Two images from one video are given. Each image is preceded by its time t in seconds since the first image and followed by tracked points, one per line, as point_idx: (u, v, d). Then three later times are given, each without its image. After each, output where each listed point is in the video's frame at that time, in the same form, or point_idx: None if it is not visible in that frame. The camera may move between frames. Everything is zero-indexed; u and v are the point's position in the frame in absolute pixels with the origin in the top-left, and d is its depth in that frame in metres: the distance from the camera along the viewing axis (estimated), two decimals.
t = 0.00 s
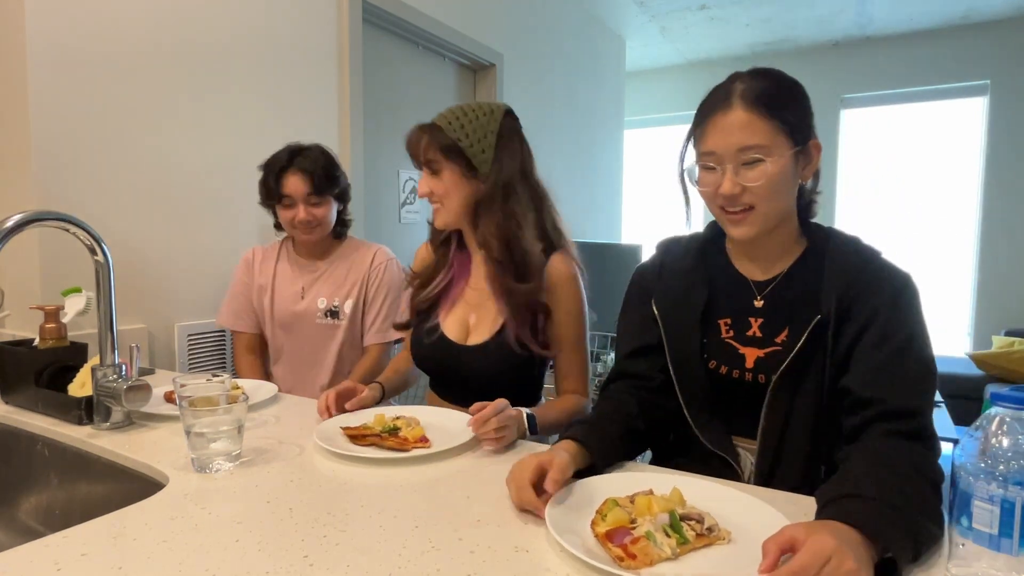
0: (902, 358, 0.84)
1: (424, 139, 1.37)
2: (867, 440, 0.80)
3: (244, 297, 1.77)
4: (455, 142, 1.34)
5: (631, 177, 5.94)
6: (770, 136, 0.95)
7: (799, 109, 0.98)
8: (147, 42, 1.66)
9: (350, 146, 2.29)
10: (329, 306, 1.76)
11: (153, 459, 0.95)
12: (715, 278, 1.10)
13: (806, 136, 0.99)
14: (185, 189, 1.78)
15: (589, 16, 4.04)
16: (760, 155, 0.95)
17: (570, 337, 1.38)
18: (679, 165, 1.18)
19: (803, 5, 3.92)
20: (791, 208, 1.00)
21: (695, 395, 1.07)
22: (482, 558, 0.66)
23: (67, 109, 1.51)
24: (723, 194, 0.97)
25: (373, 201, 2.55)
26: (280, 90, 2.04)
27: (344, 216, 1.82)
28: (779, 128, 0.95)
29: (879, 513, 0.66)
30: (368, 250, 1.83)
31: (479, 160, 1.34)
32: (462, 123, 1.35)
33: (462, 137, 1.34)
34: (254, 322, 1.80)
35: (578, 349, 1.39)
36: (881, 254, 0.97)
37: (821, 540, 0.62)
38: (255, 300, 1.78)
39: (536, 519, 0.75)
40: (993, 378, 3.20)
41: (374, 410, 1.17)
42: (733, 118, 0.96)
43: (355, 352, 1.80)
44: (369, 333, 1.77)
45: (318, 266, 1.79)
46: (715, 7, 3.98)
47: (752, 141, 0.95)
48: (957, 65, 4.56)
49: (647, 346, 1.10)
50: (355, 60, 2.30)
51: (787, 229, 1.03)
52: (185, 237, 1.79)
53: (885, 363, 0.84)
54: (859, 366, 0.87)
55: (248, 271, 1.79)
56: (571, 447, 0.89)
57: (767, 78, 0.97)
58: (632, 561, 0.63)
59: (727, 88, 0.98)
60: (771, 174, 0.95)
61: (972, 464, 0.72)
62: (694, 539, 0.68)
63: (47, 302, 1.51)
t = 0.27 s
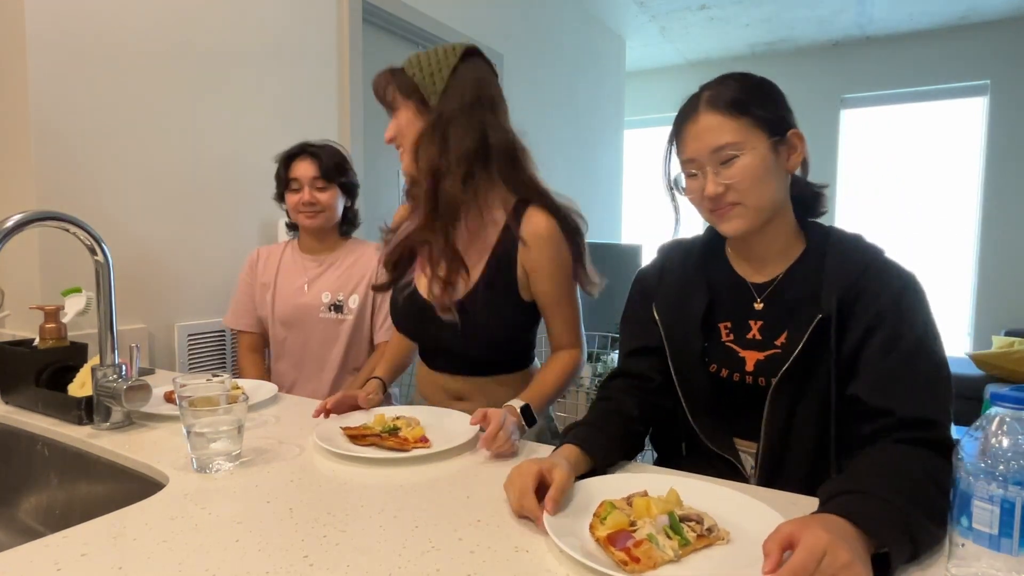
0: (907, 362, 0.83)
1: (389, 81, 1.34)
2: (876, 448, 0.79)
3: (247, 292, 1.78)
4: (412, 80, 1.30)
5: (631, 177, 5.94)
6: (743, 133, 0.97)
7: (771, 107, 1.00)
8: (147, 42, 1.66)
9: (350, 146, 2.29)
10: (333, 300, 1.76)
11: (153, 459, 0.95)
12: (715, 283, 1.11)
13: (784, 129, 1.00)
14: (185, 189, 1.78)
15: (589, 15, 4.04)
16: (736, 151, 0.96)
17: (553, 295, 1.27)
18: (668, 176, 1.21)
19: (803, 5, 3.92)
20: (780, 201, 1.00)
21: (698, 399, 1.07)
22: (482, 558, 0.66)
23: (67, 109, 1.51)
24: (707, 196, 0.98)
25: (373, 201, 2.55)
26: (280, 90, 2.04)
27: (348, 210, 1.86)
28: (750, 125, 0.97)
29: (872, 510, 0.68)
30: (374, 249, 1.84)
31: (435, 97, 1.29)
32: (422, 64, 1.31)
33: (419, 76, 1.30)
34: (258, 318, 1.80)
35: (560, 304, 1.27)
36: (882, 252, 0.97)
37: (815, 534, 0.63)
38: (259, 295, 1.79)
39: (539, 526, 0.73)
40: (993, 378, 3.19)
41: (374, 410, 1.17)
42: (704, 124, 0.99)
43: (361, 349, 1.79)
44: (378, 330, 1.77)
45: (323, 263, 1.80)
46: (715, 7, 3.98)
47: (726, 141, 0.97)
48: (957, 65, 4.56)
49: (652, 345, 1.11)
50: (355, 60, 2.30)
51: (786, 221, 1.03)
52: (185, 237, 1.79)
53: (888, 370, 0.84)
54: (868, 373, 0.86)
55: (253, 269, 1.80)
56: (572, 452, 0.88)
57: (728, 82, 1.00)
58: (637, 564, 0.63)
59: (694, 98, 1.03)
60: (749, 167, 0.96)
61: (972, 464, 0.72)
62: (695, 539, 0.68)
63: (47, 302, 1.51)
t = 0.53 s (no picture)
0: (910, 367, 0.83)
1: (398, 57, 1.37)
2: (877, 452, 0.78)
3: (252, 293, 1.77)
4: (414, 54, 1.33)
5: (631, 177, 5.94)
6: (730, 133, 0.97)
7: (772, 107, 1.00)
8: (147, 42, 1.66)
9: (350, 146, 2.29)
10: (336, 304, 1.76)
11: (153, 459, 0.95)
12: (710, 286, 1.11)
13: (778, 131, 0.99)
14: (185, 189, 1.78)
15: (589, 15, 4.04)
16: (717, 151, 0.97)
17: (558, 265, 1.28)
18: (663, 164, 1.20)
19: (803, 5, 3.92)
20: (768, 203, 1.00)
21: (694, 403, 1.07)
22: (482, 558, 0.66)
23: (67, 109, 1.51)
24: (690, 194, 0.99)
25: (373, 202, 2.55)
26: (280, 90, 2.04)
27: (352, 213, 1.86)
28: (740, 125, 0.97)
29: (867, 509, 0.68)
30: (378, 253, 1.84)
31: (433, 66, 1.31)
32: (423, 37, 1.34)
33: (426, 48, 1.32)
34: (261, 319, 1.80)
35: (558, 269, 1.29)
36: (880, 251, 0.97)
37: (809, 536, 0.63)
38: (263, 297, 1.79)
39: (534, 538, 0.70)
40: (993, 378, 3.19)
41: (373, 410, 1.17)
42: (696, 120, 1.00)
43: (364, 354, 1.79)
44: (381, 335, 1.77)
45: (326, 266, 1.80)
46: (716, 7, 3.98)
47: (710, 140, 0.98)
48: (957, 65, 4.56)
49: (638, 352, 1.10)
50: (355, 60, 2.30)
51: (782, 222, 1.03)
52: (185, 237, 1.79)
53: (889, 374, 0.84)
54: (869, 377, 0.86)
55: (257, 271, 1.79)
56: (562, 457, 0.88)
57: (728, 79, 1.00)
58: (642, 572, 0.62)
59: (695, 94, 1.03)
60: (731, 167, 0.96)
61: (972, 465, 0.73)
62: (693, 542, 0.68)
63: (47, 302, 1.51)
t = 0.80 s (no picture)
0: (919, 367, 0.83)
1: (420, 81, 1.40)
2: (882, 450, 0.80)
3: (254, 301, 1.78)
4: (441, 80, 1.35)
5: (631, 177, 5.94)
6: (716, 138, 0.97)
7: (760, 109, 0.98)
8: (147, 42, 1.66)
9: (350, 146, 2.29)
10: (338, 313, 1.76)
11: (153, 459, 0.95)
12: (711, 285, 1.11)
13: (767, 132, 0.98)
14: (185, 189, 1.78)
15: (589, 15, 4.03)
16: (703, 157, 0.98)
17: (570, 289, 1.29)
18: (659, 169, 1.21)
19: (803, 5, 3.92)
20: (761, 207, 1.00)
21: (701, 407, 1.07)
22: (482, 558, 0.66)
23: (67, 109, 1.51)
24: (681, 198, 1.01)
25: (373, 202, 2.55)
26: (280, 90, 2.04)
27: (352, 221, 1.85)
28: (727, 130, 0.97)
29: (866, 509, 0.68)
30: (379, 258, 1.82)
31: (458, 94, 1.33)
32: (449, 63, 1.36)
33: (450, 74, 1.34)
34: (264, 326, 1.80)
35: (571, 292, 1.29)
36: (888, 246, 0.97)
37: (807, 536, 0.63)
38: (265, 305, 1.79)
39: (533, 538, 0.70)
40: (993, 378, 3.19)
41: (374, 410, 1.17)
42: (684, 125, 1.01)
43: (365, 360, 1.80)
44: (381, 343, 1.77)
45: (328, 273, 1.79)
46: (716, 7, 3.98)
47: (697, 146, 0.99)
48: (957, 65, 4.56)
49: (640, 355, 1.10)
50: (355, 60, 2.30)
51: (779, 223, 1.03)
52: (185, 237, 1.79)
53: (895, 375, 0.84)
54: (875, 378, 0.86)
55: (258, 278, 1.78)
56: (562, 457, 0.88)
57: (716, 83, 1.00)
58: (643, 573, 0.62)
59: (686, 97, 1.04)
60: (717, 171, 0.97)
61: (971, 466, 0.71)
62: (693, 541, 0.68)
63: (47, 302, 1.51)
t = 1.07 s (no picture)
0: (917, 367, 0.83)
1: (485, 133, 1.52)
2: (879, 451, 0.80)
3: (253, 306, 1.77)
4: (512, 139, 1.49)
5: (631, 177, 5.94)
6: (714, 135, 0.97)
7: (760, 111, 0.98)
8: (146, 42, 1.66)
9: (350, 146, 2.29)
10: (338, 317, 1.76)
11: (154, 459, 0.95)
12: (709, 285, 1.11)
13: (765, 133, 0.98)
14: (185, 189, 1.78)
15: (589, 15, 4.03)
16: (698, 154, 0.98)
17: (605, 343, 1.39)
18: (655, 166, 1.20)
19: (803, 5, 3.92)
20: (755, 208, 1.01)
21: (697, 407, 1.07)
22: (482, 558, 0.66)
23: (67, 109, 1.51)
24: (675, 193, 1.02)
25: (373, 202, 2.55)
26: (281, 90, 2.04)
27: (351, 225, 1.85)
28: (724, 128, 0.97)
29: (864, 508, 0.68)
30: (378, 260, 1.82)
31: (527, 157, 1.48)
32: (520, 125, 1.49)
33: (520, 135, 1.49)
34: (263, 330, 1.80)
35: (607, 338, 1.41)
36: (882, 246, 0.97)
37: (807, 534, 0.63)
38: (264, 309, 1.78)
39: (533, 538, 0.70)
40: (993, 378, 3.19)
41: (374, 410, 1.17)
42: (682, 122, 1.01)
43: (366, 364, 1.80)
44: (381, 346, 1.77)
45: (327, 276, 1.79)
46: (716, 7, 3.98)
47: (694, 142, 0.99)
48: (957, 65, 4.56)
49: (638, 355, 1.10)
50: (355, 60, 2.30)
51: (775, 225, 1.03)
52: (186, 238, 1.79)
53: (893, 376, 0.84)
54: (874, 379, 0.86)
55: (256, 280, 1.78)
56: (563, 457, 0.87)
57: (715, 82, 1.00)
58: (644, 573, 0.62)
59: (684, 94, 1.04)
60: (711, 170, 0.97)
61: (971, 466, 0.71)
62: (692, 541, 0.68)
63: (47, 302, 1.51)
